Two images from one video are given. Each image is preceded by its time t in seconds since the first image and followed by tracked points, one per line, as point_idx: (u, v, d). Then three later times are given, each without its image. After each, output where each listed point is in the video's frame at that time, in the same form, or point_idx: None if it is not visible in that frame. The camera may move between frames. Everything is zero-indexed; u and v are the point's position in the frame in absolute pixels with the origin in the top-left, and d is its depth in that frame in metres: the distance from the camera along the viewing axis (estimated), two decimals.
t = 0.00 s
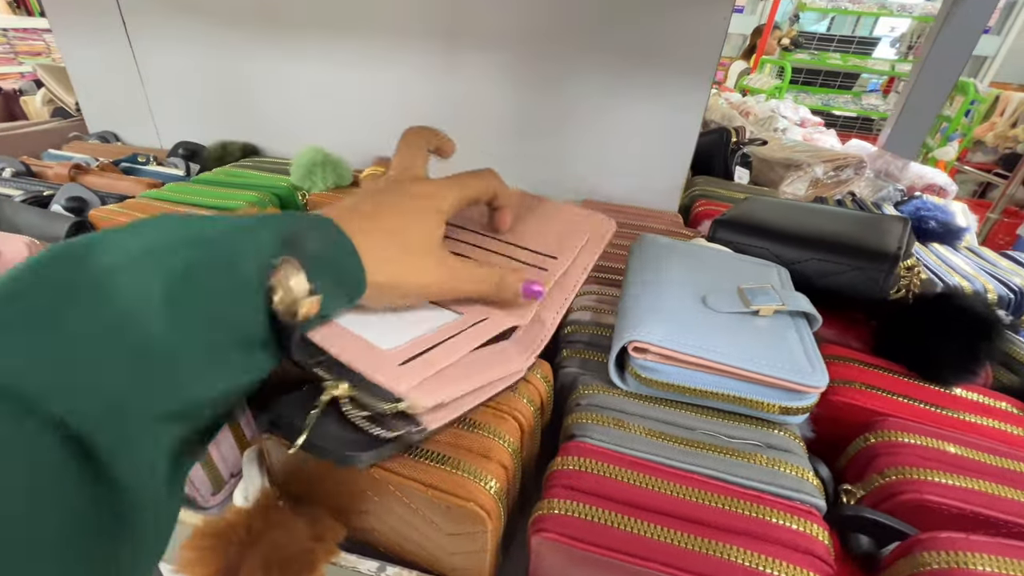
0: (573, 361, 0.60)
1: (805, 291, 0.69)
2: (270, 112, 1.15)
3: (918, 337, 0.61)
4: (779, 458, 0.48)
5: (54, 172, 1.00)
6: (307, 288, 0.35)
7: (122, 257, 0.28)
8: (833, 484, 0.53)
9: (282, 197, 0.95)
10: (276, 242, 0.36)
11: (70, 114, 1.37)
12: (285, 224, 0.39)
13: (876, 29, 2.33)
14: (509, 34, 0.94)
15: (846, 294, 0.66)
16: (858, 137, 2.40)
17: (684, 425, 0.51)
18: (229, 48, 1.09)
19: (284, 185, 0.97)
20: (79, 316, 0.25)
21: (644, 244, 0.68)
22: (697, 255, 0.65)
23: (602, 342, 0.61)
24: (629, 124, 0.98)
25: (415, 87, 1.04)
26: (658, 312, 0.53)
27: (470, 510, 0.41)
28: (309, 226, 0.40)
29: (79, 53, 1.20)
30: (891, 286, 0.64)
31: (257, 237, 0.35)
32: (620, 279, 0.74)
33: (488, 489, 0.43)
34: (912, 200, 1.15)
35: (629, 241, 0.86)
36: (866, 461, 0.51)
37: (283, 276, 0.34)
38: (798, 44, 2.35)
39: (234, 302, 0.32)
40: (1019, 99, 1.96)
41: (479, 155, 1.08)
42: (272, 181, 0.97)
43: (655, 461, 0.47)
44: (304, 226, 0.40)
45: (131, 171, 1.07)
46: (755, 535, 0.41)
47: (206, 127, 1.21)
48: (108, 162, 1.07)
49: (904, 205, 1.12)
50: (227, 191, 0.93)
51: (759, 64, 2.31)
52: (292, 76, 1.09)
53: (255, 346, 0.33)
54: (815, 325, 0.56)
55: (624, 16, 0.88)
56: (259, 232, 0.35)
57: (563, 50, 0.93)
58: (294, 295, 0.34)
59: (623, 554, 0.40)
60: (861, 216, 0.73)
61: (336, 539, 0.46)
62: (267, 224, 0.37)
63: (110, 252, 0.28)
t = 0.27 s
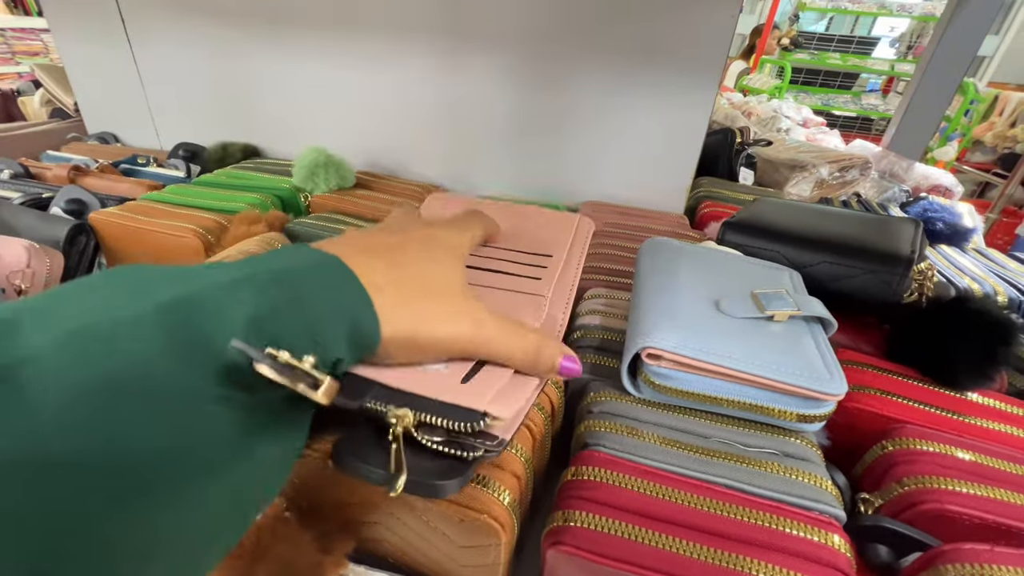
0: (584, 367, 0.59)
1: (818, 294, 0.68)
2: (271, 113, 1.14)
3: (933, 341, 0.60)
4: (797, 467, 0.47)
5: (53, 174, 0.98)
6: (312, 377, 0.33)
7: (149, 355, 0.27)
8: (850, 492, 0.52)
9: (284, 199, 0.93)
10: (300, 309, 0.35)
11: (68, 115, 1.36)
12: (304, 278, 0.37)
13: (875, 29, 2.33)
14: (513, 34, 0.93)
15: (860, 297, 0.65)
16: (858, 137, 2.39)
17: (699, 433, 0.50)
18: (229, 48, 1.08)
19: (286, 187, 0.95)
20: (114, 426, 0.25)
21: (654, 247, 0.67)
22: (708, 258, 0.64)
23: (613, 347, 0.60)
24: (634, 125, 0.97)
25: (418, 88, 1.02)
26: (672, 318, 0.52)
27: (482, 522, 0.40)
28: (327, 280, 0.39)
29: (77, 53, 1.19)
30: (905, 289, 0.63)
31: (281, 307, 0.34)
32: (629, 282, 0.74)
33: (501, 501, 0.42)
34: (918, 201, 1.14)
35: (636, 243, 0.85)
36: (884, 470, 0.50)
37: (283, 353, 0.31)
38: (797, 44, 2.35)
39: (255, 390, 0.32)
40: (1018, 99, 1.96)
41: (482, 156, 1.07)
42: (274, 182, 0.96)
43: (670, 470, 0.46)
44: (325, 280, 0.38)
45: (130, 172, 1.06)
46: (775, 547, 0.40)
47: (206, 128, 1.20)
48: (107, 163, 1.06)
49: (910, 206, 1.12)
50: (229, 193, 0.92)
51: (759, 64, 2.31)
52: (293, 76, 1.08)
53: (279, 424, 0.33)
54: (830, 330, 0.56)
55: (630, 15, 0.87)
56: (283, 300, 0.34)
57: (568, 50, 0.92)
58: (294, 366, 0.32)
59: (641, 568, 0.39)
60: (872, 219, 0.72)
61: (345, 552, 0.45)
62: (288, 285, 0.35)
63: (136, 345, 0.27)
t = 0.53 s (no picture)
0: (589, 365, 0.59)
1: (824, 291, 0.67)
2: (272, 111, 1.13)
3: (939, 338, 0.60)
4: (805, 464, 0.47)
5: (55, 171, 0.98)
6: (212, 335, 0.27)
7: None
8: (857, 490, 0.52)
9: (286, 196, 0.93)
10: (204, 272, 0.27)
11: (69, 113, 1.36)
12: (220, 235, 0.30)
13: (877, 28, 2.32)
14: (515, 30, 0.93)
15: (866, 295, 0.65)
16: (859, 135, 2.39)
17: (705, 431, 0.50)
18: (231, 45, 1.08)
19: (289, 184, 0.95)
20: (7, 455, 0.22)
21: (659, 244, 0.67)
22: (714, 255, 0.64)
23: (617, 345, 0.60)
24: (638, 122, 0.97)
25: (419, 85, 1.02)
26: (678, 314, 0.52)
27: (489, 520, 0.40)
28: (246, 238, 0.30)
29: (78, 50, 1.19)
30: (912, 287, 0.63)
31: (181, 274, 0.27)
32: (634, 278, 0.73)
33: (507, 498, 0.42)
34: (922, 199, 1.14)
35: (640, 241, 0.85)
36: (891, 468, 0.50)
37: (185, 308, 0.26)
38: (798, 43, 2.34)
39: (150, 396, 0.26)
40: (1020, 97, 1.95)
41: (485, 154, 1.06)
42: (276, 180, 0.96)
43: (676, 467, 0.46)
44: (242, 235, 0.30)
45: (132, 170, 1.06)
46: (783, 545, 0.40)
47: (208, 126, 1.19)
48: (109, 161, 1.06)
49: (914, 204, 1.11)
50: (231, 191, 0.92)
51: (760, 63, 2.30)
52: (295, 73, 1.07)
53: (201, 430, 0.27)
54: (837, 327, 0.55)
55: (634, 13, 0.87)
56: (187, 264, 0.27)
57: (571, 48, 0.92)
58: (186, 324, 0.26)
59: (648, 566, 0.38)
60: (877, 216, 0.72)
61: (350, 548, 0.45)
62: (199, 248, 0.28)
63: None
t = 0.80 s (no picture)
0: (593, 363, 0.59)
1: (829, 291, 0.67)
2: (276, 110, 1.14)
3: (943, 338, 0.60)
4: (808, 462, 0.47)
5: (60, 171, 0.99)
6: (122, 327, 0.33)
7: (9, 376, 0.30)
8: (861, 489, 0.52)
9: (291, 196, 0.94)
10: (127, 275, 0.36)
11: (73, 112, 1.36)
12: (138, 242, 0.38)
13: (879, 27, 2.32)
14: (517, 31, 0.93)
15: (870, 294, 0.65)
16: (862, 135, 2.39)
17: (709, 429, 0.50)
18: (234, 45, 1.08)
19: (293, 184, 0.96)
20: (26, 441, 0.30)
21: (662, 243, 0.67)
22: (718, 254, 0.64)
23: (622, 344, 0.60)
24: (640, 122, 0.97)
25: (422, 85, 1.02)
26: (682, 313, 0.52)
27: (494, 516, 0.40)
28: (151, 238, 0.39)
29: (82, 50, 1.19)
30: (915, 286, 0.63)
31: (110, 276, 0.35)
32: (637, 277, 0.74)
33: (514, 495, 0.42)
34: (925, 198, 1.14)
35: (643, 240, 0.85)
36: (895, 466, 0.50)
37: (100, 306, 0.33)
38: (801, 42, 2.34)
39: (101, 381, 0.34)
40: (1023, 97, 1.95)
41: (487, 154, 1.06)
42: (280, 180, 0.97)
43: (680, 465, 0.46)
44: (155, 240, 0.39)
45: (137, 169, 1.06)
46: (786, 542, 0.40)
47: (212, 126, 1.20)
48: (113, 161, 1.06)
49: (917, 203, 1.11)
50: (235, 190, 0.92)
51: (763, 62, 2.30)
52: (298, 74, 1.08)
53: (162, 406, 0.38)
54: (840, 326, 0.55)
55: (637, 14, 0.87)
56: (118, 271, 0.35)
57: (573, 48, 0.92)
58: (114, 319, 0.33)
59: (654, 563, 0.39)
60: (880, 215, 0.72)
61: (356, 545, 0.44)
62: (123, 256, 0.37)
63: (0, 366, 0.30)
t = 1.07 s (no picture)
0: (594, 361, 0.59)
1: (829, 290, 0.68)
2: (277, 109, 1.14)
3: (942, 337, 0.60)
4: (807, 459, 0.47)
5: (62, 169, 0.99)
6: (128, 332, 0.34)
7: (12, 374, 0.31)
8: (860, 486, 0.53)
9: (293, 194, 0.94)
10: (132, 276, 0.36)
11: (74, 110, 1.36)
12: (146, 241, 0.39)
13: (879, 27, 2.32)
14: (519, 31, 0.93)
15: (869, 293, 0.66)
16: (862, 135, 2.39)
17: (709, 426, 0.50)
18: (236, 44, 1.08)
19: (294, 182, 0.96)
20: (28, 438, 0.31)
21: (662, 242, 0.67)
22: (718, 253, 0.65)
23: (623, 342, 0.61)
24: (641, 121, 0.97)
25: (423, 85, 1.03)
26: (682, 311, 0.52)
27: (497, 512, 0.40)
28: (163, 236, 0.40)
29: (84, 49, 1.19)
30: (914, 285, 0.63)
31: (116, 277, 0.36)
32: (638, 276, 0.74)
33: (515, 491, 0.42)
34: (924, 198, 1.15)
35: (643, 239, 0.85)
36: (893, 464, 0.51)
37: (109, 309, 0.33)
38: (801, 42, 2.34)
39: (104, 384, 0.35)
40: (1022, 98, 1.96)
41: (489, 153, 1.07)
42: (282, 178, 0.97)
43: (680, 462, 0.46)
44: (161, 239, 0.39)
45: (138, 168, 1.07)
46: (785, 537, 0.40)
47: (213, 124, 1.20)
48: (115, 159, 1.07)
49: (916, 203, 1.12)
50: (237, 188, 0.92)
51: (763, 62, 2.30)
52: (300, 73, 1.08)
53: (167, 405, 0.38)
54: (840, 325, 0.56)
55: (637, 13, 0.87)
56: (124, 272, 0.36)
57: (574, 48, 0.92)
58: (122, 321, 0.34)
59: (654, 558, 0.39)
60: (879, 215, 0.72)
61: (358, 541, 0.44)
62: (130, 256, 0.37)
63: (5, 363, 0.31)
